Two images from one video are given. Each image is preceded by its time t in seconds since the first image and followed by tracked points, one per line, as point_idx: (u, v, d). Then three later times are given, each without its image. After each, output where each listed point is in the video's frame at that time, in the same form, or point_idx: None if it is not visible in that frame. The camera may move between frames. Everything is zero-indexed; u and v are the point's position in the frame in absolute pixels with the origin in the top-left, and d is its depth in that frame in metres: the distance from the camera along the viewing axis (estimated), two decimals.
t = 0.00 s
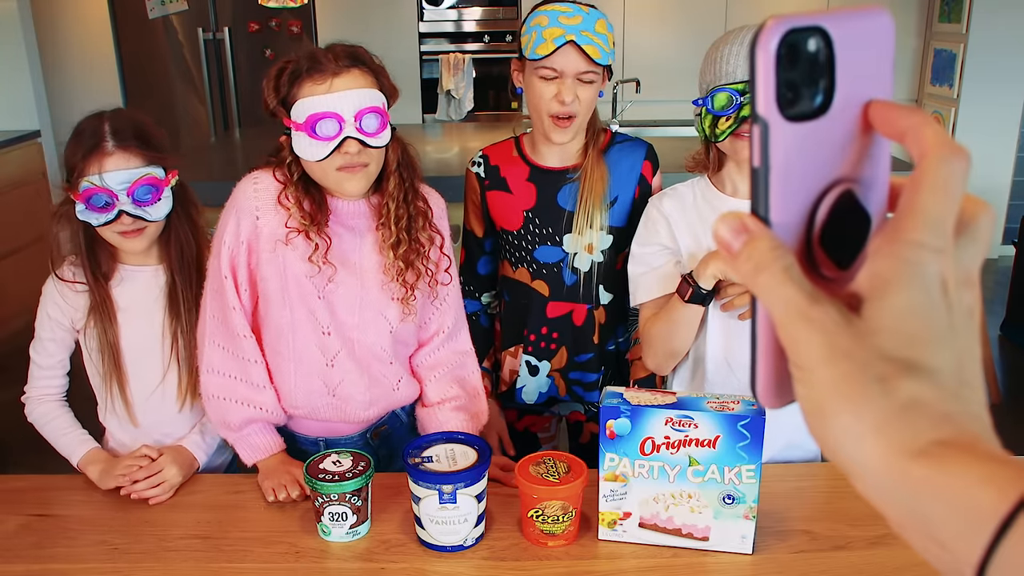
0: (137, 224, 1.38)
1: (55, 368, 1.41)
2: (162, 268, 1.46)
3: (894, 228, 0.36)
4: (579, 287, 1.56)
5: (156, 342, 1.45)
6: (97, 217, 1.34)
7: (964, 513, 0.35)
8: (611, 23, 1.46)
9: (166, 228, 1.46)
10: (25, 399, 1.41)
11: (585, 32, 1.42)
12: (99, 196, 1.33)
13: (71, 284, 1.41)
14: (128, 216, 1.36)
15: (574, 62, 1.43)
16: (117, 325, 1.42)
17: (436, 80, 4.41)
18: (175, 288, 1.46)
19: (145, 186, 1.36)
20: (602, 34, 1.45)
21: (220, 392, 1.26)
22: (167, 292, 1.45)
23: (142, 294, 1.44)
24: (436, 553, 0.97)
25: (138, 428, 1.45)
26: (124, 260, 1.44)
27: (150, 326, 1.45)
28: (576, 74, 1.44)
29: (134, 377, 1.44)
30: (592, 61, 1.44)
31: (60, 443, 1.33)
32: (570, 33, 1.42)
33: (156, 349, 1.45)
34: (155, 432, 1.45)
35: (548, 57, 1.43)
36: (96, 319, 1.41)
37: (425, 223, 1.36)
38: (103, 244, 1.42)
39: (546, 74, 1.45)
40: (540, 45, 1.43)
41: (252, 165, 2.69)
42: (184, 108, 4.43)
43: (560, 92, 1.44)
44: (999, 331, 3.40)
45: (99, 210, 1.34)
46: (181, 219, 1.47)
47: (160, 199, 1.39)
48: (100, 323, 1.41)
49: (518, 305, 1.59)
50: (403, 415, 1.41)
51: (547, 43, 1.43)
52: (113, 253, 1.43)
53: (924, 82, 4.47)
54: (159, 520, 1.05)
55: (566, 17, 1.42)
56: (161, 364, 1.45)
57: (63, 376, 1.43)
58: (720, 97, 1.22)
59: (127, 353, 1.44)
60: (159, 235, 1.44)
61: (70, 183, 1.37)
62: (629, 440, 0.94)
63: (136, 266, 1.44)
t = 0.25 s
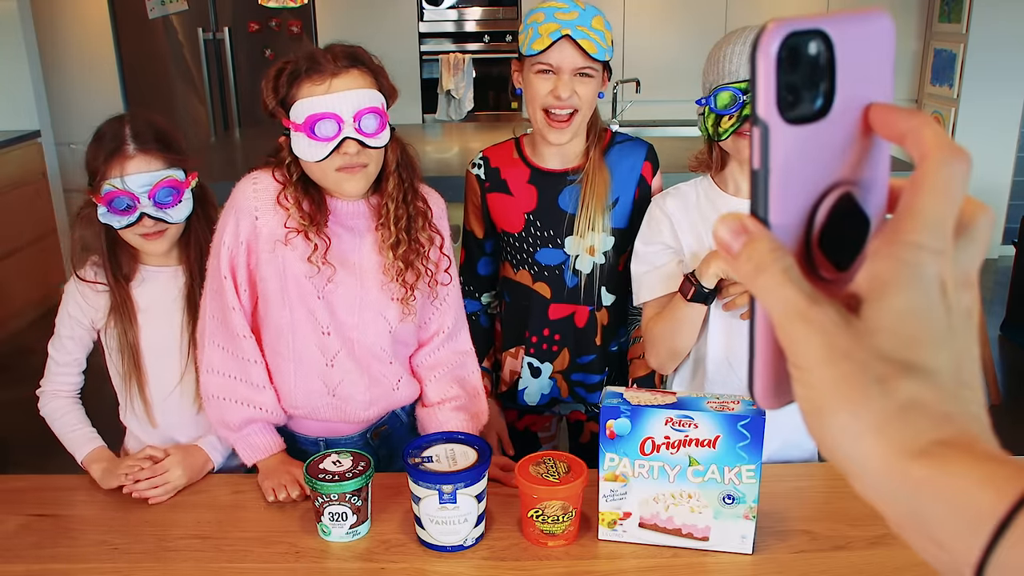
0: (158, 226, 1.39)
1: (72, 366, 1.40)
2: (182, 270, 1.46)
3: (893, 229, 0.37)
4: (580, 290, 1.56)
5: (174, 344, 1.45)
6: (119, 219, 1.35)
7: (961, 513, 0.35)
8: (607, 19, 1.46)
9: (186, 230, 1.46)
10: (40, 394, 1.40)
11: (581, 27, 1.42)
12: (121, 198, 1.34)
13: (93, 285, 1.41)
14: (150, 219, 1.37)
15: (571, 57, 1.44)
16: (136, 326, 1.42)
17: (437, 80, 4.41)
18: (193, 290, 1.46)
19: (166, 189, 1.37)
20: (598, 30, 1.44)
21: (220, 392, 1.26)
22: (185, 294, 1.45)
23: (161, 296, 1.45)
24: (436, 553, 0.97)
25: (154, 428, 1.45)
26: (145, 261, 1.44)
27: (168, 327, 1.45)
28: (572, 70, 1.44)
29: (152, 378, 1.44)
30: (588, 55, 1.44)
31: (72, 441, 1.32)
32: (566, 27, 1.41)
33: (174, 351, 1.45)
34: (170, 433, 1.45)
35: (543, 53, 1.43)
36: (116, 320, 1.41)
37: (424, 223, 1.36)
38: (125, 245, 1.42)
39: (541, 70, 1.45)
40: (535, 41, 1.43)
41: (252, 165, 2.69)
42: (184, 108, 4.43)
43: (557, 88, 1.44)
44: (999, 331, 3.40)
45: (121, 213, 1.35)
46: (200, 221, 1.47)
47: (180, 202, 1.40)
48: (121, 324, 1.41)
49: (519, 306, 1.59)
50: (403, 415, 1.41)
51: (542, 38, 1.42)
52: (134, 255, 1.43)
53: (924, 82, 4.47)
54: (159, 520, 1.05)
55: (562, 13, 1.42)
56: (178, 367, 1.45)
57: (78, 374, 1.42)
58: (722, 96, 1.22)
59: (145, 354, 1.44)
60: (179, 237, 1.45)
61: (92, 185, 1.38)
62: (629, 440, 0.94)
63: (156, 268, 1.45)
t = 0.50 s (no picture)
0: (165, 226, 1.38)
1: (90, 364, 1.40)
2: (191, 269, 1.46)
3: (904, 229, 0.36)
4: (582, 294, 1.56)
5: (183, 343, 1.45)
6: (126, 219, 1.35)
7: (978, 513, 0.35)
8: (610, 26, 1.46)
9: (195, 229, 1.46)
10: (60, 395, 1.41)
11: (582, 35, 1.42)
12: (127, 198, 1.34)
13: (105, 285, 1.42)
14: (157, 219, 1.37)
15: (573, 65, 1.43)
16: (146, 325, 1.42)
17: (436, 80, 4.41)
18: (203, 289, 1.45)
19: (173, 189, 1.36)
20: (601, 37, 1.44)
21: (221, 392, 1.26)
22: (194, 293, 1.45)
23: (171, 295, 1.45)
24: (436, 553, 0.97)
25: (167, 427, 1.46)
26: (156, 260, 1.44)
27: (178, 327, 1.45)
28: (574, 78, 1.44)
29: (163, 377, 1.44)
30: (590, 63, 1.44)
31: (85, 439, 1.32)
32: (568, 36, 1.41)
33: (183, 351, 1.45)
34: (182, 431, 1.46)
35: (545, 62, 1.44)
36: (128, 319, 1.41)
37: (424, 223, 1.36)
38: (135, 246, 1.42)
39: (543, 78, 1.45)
40: (538, 49, 1.43)
41: (252, 165, 2.69)
42: (185, 108, 4.43)
43: (559, 97, 1.44)
44: (999, 331, 3.40)
45: (128, 212, 1.35)
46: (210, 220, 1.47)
47: (188, 202, 1.39)
48: (131, 324, 1.41)
49: (520, 307, 1.59)
50: (404, 415, 1.41)
51: (544, 47, 1.43)
52: (145, 255, 1.43)
53: (924, 82, 4.47)
54: (159, 520, 1.05)
55: (563, 21, 1.42)
56: (188, 366, 1.45)
57: (97, 372, 1.42)
58: (725, 97, 1.22)
59: (156, 352, 1.44)
60: (189, 237, 1.44)
61: (101, 184, 1.38)
62: (629, 440, 0.94)
63: (166, 267, 1.44)
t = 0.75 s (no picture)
0: (167, 220, 1.39)
1: (85, 364, 1.40)
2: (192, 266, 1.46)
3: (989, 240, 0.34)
4: (583, 286, 1.56)
5: (184, 341, 1.45)
6: (128, 214, 1.35)
7: None
8: (613, 25, 1.46)
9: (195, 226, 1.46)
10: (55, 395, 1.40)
11: (584, 34, 1.42)
12: (130, 193, 1.34)
13: (105, 282, 1.41)
14: (158, 214, 1.37)
15: (575, 62, 1.44)
16: (148, 322, 1.43)
17: (437, 80, 4.42)
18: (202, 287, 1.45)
19: (175, 183, 1.37)
20: (603, 36, 1.45)
21: (223, 392, 1.26)
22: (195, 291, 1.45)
23: (172, 292, 1.45)
24: (436, 553, 0.97)
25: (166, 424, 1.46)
26: (157, 258, 1.45)
27: (178, 324, 1.45)
28: (576, 75, 1.44)
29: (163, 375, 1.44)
30: (592, 62, 1.44)
31: (86, 441, 1.32)
32: (569, 35, 1.42)
33: (184, 348, 1.45)
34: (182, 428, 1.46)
35: (548, 60, 1.44)
36: (128, 316, 1.41)
37: (426, 223, 1.36)
38: (137, 242, 1.43)
39: (546, 74, 1.46)
40: (540, 47, 1.44)
41: (252, 165, 2.70)
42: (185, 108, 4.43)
43: (561, 94, 1.44)
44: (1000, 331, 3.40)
45: (130, 208, 1.35)
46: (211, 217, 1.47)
47: (189, 196, 1.40)
48: (133, 320, 1.41)
49: (522, 299, 1.60)
50: (405, 415, 1.41)
51: (546, 46, 1.43)
52: (148, 252, 1.44)
53: (924, 82, 4.47)
54: (159, 520, 1.05)
55: (566, 20, 1.43)
56: (188, 365, 1.45)
57: (92, 372, 1.42)
58: (725, 99, 1.23)
59: (156, 350, 1.44)
60: (190, 234, 1.45)
61: (102, 180, 1.38)
62: (629, 440, 0.94)
63: (167, 264, 1.45)
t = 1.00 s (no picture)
0: (160, 215, 1.39)
1: (85, 361, 1.40)
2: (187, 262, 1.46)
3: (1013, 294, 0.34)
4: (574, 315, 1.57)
5: (178, 336, 1.45)
6: (121, 209, 1.36)
7: None
8: (611, 66, 1.46)
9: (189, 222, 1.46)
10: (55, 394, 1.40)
11: (582, 71, 1.43)
12: (122, 188, 1.35)
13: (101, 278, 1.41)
14: (151, 208, 1.37)
15: (573, 98, 1.43)
16: (143, 316, 1.42)
17: (437, 80, 4.42)
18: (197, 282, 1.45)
19: (168, 178, 1.37)
20: (601, 75, 1.45)
21: (223, 392, 1.26)
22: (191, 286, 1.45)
23: (167, 288, 1.45)
24: (436, 553, 0.97)
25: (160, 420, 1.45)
26: (151, 253, 1.45)
27: (173, 320, 1.44)
28: (575, 111, 1.44)
29: (158, 371, 1.44)
30: (589, 98, 1.43)
31: (86, 439, 1.32)
32: (568, 71, 1.42)
33: (178, 345, 1.45)
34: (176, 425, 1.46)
35: (546, 96, 1.45)
36: (123, 312, 1.41)
37: (426, 224, 1.36)
38: (131, 238, 1.43)
39: (545, 111, 1.46)
40: (540, 84, 1.45)
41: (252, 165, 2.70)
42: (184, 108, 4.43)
43: (558, 130, 1.44)
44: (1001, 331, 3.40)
45: (123, 203, 1.36)
46: (205, 213, 1.47)
47: (183, 192, 1.40)
48: (127, 314, 1.41)
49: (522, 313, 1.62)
50: (405, 415, 1.41)
51: (546, 81, 1.44)
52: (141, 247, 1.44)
53: (924, 82, 4.47)
54: (159, 520, 1.05)
55: (565, 58, 1.44)
56: (183, 361, 1.45)
57: (92, 369, 1.42)
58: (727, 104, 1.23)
59: (151, 346, 1.43)
60: (184, 229, 1.45)
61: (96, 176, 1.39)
62: (629, 440, 0.94)
63: (162, 260, 1.45)
